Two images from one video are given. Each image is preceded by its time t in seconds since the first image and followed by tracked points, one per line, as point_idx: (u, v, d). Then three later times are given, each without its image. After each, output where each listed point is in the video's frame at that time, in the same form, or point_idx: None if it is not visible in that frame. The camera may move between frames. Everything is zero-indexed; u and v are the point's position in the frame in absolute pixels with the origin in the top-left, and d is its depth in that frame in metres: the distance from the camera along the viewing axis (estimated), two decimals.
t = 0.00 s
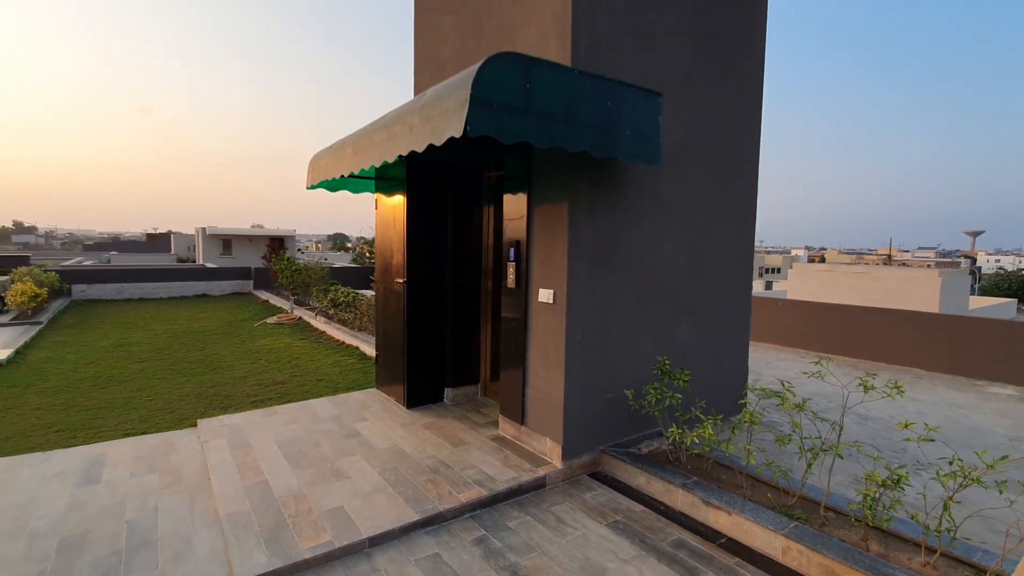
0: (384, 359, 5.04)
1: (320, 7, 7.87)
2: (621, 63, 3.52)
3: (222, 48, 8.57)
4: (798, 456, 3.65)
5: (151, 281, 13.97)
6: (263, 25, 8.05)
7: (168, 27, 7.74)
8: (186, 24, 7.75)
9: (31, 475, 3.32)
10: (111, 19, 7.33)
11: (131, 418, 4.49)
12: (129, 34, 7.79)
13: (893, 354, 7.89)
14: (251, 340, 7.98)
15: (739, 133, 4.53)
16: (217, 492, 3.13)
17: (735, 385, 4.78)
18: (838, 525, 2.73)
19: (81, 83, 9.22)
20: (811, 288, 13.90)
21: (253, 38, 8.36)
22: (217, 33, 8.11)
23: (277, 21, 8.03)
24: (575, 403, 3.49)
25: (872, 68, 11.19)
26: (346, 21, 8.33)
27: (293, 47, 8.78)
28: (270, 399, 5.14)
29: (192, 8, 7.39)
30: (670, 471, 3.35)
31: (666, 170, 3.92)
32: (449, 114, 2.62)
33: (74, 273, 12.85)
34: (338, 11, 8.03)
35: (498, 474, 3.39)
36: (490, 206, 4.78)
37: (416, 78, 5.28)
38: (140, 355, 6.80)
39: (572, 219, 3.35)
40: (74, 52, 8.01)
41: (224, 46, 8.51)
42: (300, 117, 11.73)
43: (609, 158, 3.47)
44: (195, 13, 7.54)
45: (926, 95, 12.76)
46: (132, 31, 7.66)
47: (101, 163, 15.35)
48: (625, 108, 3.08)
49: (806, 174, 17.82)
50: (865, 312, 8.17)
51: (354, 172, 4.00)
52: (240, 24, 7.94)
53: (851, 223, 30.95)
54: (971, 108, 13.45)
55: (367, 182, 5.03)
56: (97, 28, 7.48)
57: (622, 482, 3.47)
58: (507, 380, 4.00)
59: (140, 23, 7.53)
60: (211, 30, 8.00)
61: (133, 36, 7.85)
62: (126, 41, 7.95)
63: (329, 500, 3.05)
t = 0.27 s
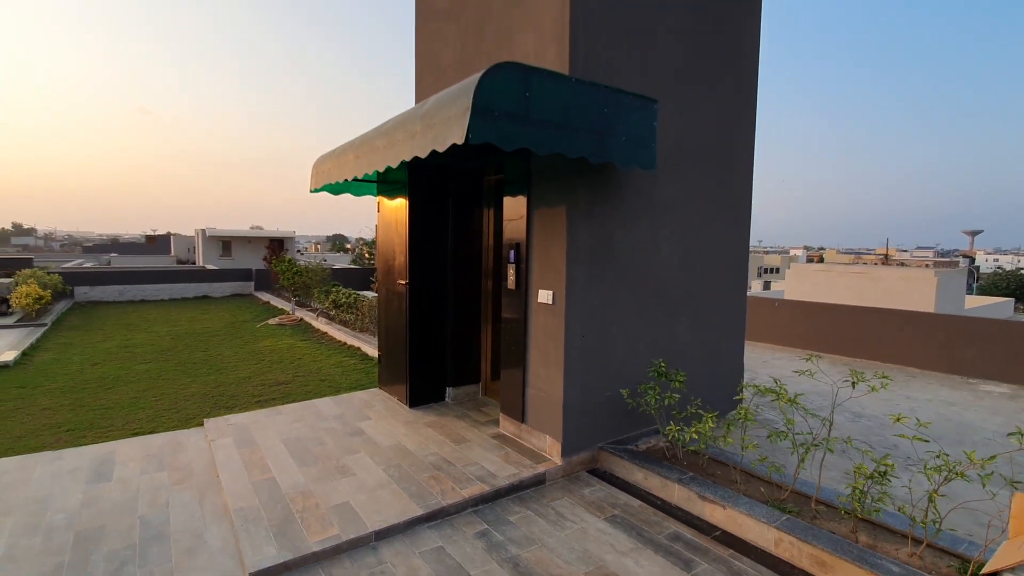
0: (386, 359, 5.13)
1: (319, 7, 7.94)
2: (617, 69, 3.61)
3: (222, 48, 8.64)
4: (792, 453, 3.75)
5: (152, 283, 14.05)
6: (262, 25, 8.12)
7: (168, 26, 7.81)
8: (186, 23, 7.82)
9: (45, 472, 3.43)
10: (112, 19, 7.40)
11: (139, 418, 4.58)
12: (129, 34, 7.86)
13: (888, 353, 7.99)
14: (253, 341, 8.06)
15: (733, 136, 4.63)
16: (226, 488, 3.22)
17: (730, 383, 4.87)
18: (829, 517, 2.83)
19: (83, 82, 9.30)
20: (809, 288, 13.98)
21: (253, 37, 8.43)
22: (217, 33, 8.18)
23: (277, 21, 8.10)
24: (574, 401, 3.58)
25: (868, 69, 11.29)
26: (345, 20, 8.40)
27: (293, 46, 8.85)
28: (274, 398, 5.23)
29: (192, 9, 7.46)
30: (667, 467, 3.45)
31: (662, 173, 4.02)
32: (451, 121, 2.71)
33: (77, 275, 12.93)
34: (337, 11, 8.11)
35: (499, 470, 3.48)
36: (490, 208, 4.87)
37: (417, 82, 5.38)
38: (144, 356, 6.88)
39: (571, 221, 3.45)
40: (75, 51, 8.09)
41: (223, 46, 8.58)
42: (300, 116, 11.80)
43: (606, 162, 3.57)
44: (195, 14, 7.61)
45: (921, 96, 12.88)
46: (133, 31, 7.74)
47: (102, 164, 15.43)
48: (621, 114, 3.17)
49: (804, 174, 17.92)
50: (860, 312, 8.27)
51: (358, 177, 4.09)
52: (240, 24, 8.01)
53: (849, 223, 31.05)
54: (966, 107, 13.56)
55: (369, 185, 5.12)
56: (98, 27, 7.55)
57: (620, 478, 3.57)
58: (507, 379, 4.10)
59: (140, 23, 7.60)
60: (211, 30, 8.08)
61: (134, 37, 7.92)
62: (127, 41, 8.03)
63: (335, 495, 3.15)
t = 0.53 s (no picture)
0: (384, 361, 5.18)
1: (314, 13, 7.97)
2: (611, 75, 3.69)
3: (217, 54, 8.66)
4: (782, 450, 3.83)
5: (147, 285, 14.01)
6: (257, 30, 8.14)
7: (163, 32, 7.82)
8: (180, 29, 7.83)
9: (48, 474, 3.49)
10: (107, 26, 7.41)
11: (138, 419, 4.62)
12: (125, 41, 7.87)
13: (876, 353, 8.12)
14: (250, 343, 8.08)
15: (724, 139, 4.72)
16: (227, 488, 3.26)
17: (722, 383, 4.96)
18: (817, 512, 2.90)
19: (77, 88, 9.29)
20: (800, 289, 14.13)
21: (248, 43, 8.45)
22: (212, 39, 8.20)
23: (271, 27, 8.12)
24: (569, 399, 3.65)
25: (856, 73, 11.47)
26: (339, 26, 8.43)
27: (287, 50, 8.88)
28: (272, 399, 5.27)
29: (187, 15, 7.48)
30: (661, 465, 3.52)
31: (655, 176, 4.10)
32: (450, 127, 2.78)
33: (70, 277, 12.89)
34: (332, 17, 8.14)
35: (496, 468, 3.54)
36: (486, 210, 4.93)
37: (413, 86, 5.44)
38: (141, 358, 6.90)
39: (566, 223, 3.51)
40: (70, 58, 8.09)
41: (218, 52, 8.60)
42: (294, 120, 11.81)
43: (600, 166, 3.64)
44: (190, 20, 7.63)
45: (909, 99, 13.08)
46: (128, 36, 7.75)
47: (95, 167, 15.38)
48: (615, 118, 3.25)
49: (795, 176, 18.09)
50: (849, 313, 8.40)
51: (356, 180, 4.14)
52: (235, 30, 8.03)
53: (841, 224, 31.36)
54: (953, 109, 13.77)
55: (366, 188, 5.17)
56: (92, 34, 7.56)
57: (616, 476, 3.63)
58: (504, 379, 4.16)
59: (135, 30, 7.62)
60: (205, 36, 8.10)
61: (128, 42, 7.93)
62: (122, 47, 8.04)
63: (335, 493, 3.20)
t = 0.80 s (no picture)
0: (376, 361, 5.21)
1: (302, 15, 7.97)
2: (601, 79, 3.77)
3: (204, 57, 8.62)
4: (768, 445, 3.94)
5: (131, 287, 13.83)
6: (244, 32, 8.11)
7: (149, 34, 7.78)
8: (167, 31, 7.79)
9: (40, 477, 3.49)
10: (92, 25, 7.35)
11: (128, 421, 4.60)
12: (110, 41, 7.81)
13: (857, 352, 8.32)
14: (239, 345, 8.04)
15: (710, 143, 4.83)
16: (222, 488, 3.28)
17: (709, 380, 5.07)
18: (802, 504, 3.01)
19: (60, 93, 9.18)
20: (784, 289, 14.39)
21: (236, 46, 8.43)
22: (199, 42, 8.17)
23: (258, 29, 8.11)
24: (561, 397, 3.72)
25: (837, 78, 11.73)
26: (327, 28, 8.43)
27: (275, 54, 8.85)
28: (264, 400, 5.27)
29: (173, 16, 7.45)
30: (651, 460, 3.60)
31: (643, 179, 4.19)
32: (445, 131, 2.84)
33: (53, 279, 12.68)
34: (320, 19, 8.14)
35: (490, 466, 3.60)
36: (478, 212, 4.99)
37: (405, 88, 5.49)
38: (128, 360, 6.84)
39: (558, 225, 3.59)
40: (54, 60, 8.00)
41: (206, 55, 8.56)
42: (281, 126, 11.76)
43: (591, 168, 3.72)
44: (177, 21, 7.60)
45: (888, 103, 13.39)
46: (114, 36, 7.69)
47: (78, 168, 15.14)
48: (605, 123, 3.33)
49: (778, 177, 18.41)
50: (830, 312, 8.60)
51: (349, 182, 4.18)
52: (222, 32, 8.00)
53: (823, 226, 31.89)
54: (930, 113, 14.14)
55: (358, 190, 5.20)
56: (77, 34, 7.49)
57: (607, 473, 3.71)
58: (496, 378, 4.22)
59: (121, 29, 7.56)
60: (192, 38, 8.06)
61: (113, 43, 7.87)
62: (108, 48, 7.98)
63: (331, 492, 3.23)
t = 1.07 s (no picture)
0: (370, 365, 5.24)
1: (291, 22, 8.00)
2: (592, 88, 3.87)
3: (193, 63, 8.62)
4: (756, 445, 4.04)
5: (116, 293, 13.66)
6: (232, 38, 8.11)
7: (133, 39, 7.75)
8: (153, 36, 7.77)
9: (34, 484, 3.49)
10: (77, 29, 7.32)
11: (120, 428, 4.59)
12: (92, 46, 7.77)
13: (839, 354, 8.51)
14: (229, 351, 8.01)
15: (698, 150, 4.96)
16: (219, 492, 3.30)
17: (698, 382, 5.18)
18: (788, 500, 3.11)
19: (41, 98, 9.09)
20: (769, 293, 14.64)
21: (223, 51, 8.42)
22: (185, 47, 8.15)
23: (247, 35, 8.12)
24: (554, 399, 3.79)
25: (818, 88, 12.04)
26: (316, 35, 8.45)
27: (264, 60, 8.85)
28: (256, 406, 5.28)
29: (159, 20, 7.43)
30: (643, 460, 3.68)
31: (633, 185, 4.30)
32: (442, 139, 2.91)
33: (35, 286, 12.49)
34: (309, 25, 8.17)
35: (485, 467, 3.66)
36: (470, 217, 5.06)
37: (397, 96, 5.56)
38: (117, 367, 6.79)
39: (551, 230, 3.68)
40: (34, 64, 7.92)
41: (193, 60, 8.54)
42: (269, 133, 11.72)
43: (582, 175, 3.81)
44: (163, 27, 7.59)
45: (867, 113, 13.76)
46: (98, 39, 7.64)
47: (60, 174, 14.94)
48: (597, 131, 3.43)
49: (762, 184, 18.75)
50: (814, 316, 8.79)
51: (344, 188, 4.23)
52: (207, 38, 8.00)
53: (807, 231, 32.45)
54: (908, 122, 14.53)
55: (350, 196, 5.25)
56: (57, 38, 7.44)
57: (600, 473, 3.78)
58: (490, 381, 4.28)
59: (108, 33, 7.54)
60: (178, 44, 8.05)
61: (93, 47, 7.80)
62: (92, 53, 7.95)
63: (328, 494, 3.26)
